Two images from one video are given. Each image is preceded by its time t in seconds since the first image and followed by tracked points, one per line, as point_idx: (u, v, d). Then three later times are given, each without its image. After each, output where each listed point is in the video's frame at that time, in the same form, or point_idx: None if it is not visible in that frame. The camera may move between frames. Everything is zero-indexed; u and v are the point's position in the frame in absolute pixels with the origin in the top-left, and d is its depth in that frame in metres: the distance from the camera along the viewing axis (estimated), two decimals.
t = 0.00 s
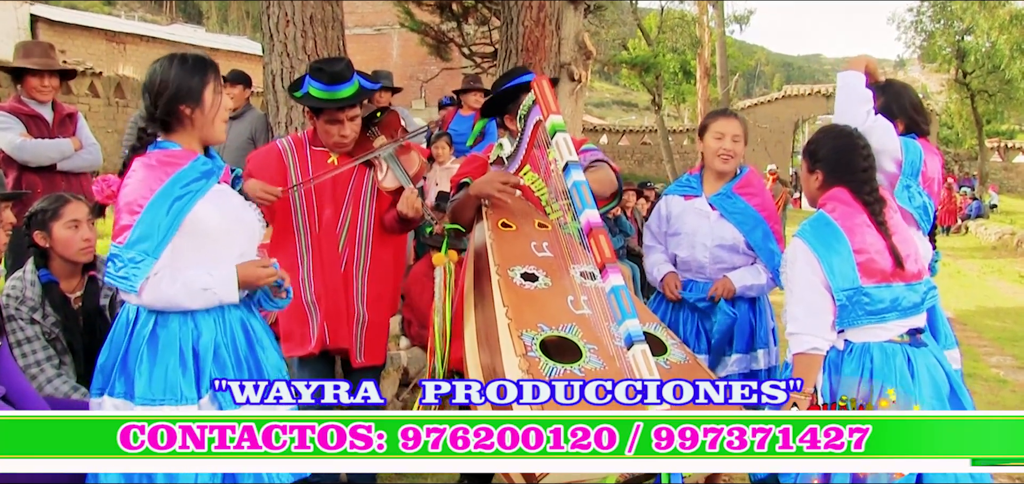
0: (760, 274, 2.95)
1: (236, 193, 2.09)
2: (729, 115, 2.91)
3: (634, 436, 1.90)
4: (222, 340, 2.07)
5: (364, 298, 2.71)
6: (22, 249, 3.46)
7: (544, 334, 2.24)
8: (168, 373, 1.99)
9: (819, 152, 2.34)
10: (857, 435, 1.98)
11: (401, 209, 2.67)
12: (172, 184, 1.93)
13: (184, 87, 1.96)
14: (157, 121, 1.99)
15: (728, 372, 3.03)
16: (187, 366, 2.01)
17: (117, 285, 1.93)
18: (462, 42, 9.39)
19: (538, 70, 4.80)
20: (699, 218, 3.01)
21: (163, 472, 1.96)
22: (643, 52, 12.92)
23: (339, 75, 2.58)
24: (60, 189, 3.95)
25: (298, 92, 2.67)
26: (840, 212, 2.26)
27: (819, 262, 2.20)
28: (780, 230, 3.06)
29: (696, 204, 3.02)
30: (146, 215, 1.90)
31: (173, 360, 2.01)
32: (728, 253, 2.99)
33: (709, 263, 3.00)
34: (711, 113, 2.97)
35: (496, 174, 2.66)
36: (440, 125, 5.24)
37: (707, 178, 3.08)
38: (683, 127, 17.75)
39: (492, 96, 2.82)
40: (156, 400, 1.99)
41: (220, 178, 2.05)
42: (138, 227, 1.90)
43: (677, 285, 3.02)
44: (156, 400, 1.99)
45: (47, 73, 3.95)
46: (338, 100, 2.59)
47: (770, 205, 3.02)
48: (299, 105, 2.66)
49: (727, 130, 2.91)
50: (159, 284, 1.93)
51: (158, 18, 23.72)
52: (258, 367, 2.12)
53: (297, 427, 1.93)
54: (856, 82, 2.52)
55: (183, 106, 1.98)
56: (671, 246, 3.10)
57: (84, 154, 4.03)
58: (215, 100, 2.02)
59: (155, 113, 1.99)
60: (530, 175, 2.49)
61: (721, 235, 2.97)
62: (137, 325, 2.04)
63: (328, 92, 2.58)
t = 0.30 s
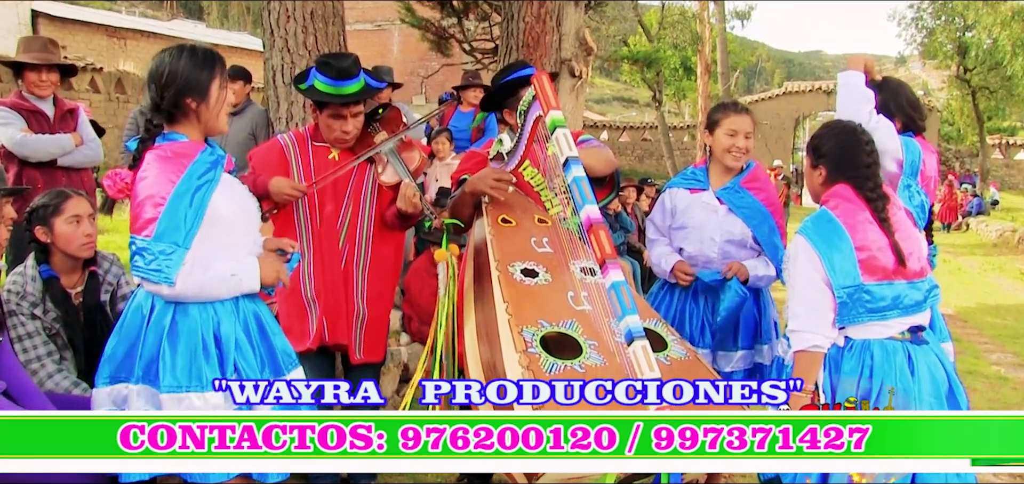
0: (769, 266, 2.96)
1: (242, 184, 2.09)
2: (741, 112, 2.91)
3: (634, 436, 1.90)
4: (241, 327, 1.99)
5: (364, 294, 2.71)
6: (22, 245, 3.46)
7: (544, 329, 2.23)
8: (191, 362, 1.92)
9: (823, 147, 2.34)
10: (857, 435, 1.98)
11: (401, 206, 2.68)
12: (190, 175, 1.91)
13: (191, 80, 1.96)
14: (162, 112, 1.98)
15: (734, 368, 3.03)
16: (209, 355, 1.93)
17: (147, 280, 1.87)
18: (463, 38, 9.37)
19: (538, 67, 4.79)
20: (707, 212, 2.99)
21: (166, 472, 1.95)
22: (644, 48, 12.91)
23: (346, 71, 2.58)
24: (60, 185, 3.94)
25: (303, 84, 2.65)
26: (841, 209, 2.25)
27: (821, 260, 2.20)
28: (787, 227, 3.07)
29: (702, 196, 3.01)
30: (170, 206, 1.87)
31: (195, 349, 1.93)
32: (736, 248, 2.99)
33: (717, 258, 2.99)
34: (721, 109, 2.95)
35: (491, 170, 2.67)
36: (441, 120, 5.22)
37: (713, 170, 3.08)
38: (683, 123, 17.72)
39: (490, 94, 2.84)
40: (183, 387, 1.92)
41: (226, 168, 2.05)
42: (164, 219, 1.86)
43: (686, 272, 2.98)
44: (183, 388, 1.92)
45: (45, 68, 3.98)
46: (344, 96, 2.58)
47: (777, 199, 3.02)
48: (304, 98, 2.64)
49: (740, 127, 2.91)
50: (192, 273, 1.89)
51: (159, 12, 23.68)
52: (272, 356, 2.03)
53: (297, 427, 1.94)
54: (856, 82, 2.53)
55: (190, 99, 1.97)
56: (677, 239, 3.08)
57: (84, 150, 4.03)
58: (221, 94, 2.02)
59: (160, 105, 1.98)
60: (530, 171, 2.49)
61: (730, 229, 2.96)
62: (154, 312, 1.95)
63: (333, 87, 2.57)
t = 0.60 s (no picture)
0: (773, 268, 2.98)
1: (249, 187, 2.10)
2: (747, 117, 2.91)
3: (634, 436, 1.92)
4: (230, 327, 2.03)
5: (364, 290, 2.71)
6: (22, 241, 3.46)
7: (544, 325, 2.25)
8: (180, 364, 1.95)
9: (824, 143, 2.34)
10: (857, 435, 1.99)
11: (401, 199, 2.69)
12: (196, 175, 1.91)
13: (190, 83, 1.96)
14: (164, 115, 1.99)
15: (744, 372, 3.03)
16: (197, 357, 1.97)
17: (148, 278, 1.87)
18: (462, 35, 9.36)
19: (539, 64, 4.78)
20: (714, 220, 2.99)
21: (163, 471, 1.96)
22: (645, 45, 12.91)
23: (356, 69, 2.58)
24: (60, 181, 3.94)
25: (310, 79, 2.66)
26: (841, 207, 2.25)
27: (821, 258, 2.20)
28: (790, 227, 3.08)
29: (709, 204, 3.00)
30: (175, 206, 1.87)
31: (184, 352, 1.96)
32: (743, 255, 3.00)
33: (724, 265, 2.99)
34: (727, 114, 2.95)
35: (495, 167, 2.68)
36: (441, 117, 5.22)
37: (718, 176, 3.07)
38: (683, 119, 17.73)
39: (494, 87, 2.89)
40: (169, 389, 1.95)
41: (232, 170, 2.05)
42: (168, 218, 1.86)
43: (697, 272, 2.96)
44: (169, 390, 1.95)
45: (45, 64, 3.94)
46: (349, 94, 2.58)
47: (782, 206, 3.05)
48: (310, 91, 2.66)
49: (746, 131, 2.91)
50: (194, 274, 1.90)
51: (159, 8, 23.66)
52: (270, 354, 2.09)
53: (297, 427, 1.94)
54: (850, 78, 2.55)
55: (190, 101, 1.97)
56: (683, 245, 3.08)
57: (85, 146, 4.03)
58: (221, 95, 2.01)
59: (162, 107, 1.99)
60: (530, 169, 2.49)
61: (737, 237, 2.97)
62: (144, 313, 1.99)
63: (340, 83, 2.57)
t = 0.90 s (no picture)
0: (771, 264, 3.02)
1: (246, 182, 2.07)
2: (757, 112, 2.91)
3: (634, 436, 1.92)
4: (229, 328, 1.98)
5: (366, 292, 2.73)
6: (20, 241, 3.46)
7: (543, 322, 2.24)
8: (173, 360, 1.90)
9: (825, 140, 2.34)
10: (857, 435, 1.99)
11: (414, 203, 2.66)
12: (181, 171, 1.88)
13: (185, 75, 1.95)
14: (158, 108, 1.99)
15: (741, 367, 3.05)
16: (192, 355, 1.91)
17: (127, 276, 1.85)
18: (462, 34, 9.35)
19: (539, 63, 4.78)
20: (718, 216, 2.98)
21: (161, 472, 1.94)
22: (645, 43, 12.91)
23: (369, 66, 2.62)
24: (59, 180, 3.94)
25: (320, 74, 2.67)
26: (841, 204, 2.25)
27: (819, 253, 2.21)
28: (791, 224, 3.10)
29: (713, 197, 2.99)
30: (156, 203, 1.84)
31: (178, 348, 1.90)
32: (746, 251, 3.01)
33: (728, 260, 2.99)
34: (736, 108, 2.95)
35: (493, 169, 2.69)
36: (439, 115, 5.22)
37: (722, 169, 3.06)
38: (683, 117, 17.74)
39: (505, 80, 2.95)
40: (160, 388, 1.89)
41: (227, 165, 2.02)
42: (148, 215, 1.83)
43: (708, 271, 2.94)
44: (161, 389, 1.89)
45: (44, 63, 3.94)
46: (359, 89, 2.60)
47: (784, 201, 3.05)
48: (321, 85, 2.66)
49: (753, 127, 2.91)
50: (172, 273, 1.86)
51: (158, 6, 23.64)
52: (264, 363, 2.03)
53: (297, 427, 1.97)
54: (843, 76, 2.56)
55: (185, 94, 1.97)
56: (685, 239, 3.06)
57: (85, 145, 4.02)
58: (216, 88, 2.01)
59: (156, 100, 1.99)
60: (530, 166, 2.48)
61: (737, 230, 2.97)
62: (141, 308, 1.94)
63: (352, 77, 2.59)
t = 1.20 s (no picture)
0: (771, 263, 2.99)
1: (246, 190, 2.06)
2: (761, 113, 2.92)
3: (634, 436, 1.92)
4: (226, 336, 1.99)
5: (363, 290, 2.72)
6: (19, 240, 3.46)
7: (542, 320, 2.24)
8: (167, 368, 1.91)
9: (825, 138, 2.34)
10: (857, 435, 1.99)
11: (417, 196, 2.64)
12: (176, 185, 1.88)
13: (185, 79, 1.95)
14: (157, 113, 1.99)
15: (742, 366, 3.05)
16: (188, 362, 1.93)
17: (123, 292, 1.87)
18: (462, 32, 9.36)
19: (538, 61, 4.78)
20: (718, 217, 2.99)
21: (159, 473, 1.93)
22: (644, 41, 12.92)
23: (370, 62, 2.63)
24: (57, 179, 3.94)
25: (321, 70, 2.69)
26: (841, 202, 2.25)
27: (819, 250, 2.21)
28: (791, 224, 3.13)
29: (714, 199, 3.00)
30: (151, 218, 1.85)
31: (171, 356, 1.91)
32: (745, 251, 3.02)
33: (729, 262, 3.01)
34: (738, 108, 2.96)
35: (492, 166, 2.69)
36: (438, 114, 5.22)
37: (723, 170, 3.07)
38: (682, 115, 17.74)
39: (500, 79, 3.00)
40: (155, 394, 1.90)
41: (226, 173, 2.01)
42: (144, 230, 1.84)
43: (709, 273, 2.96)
44: (155, 394, 1.90)
45: (43, 62, 3.94)
46: (361, 85, 2.61)
47: (785, 202, 3.05)
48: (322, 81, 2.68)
49: (757, 127, 2.91)
50: (169, 289, 1.87)
51: (157, 5, 23.62)
52: (263, 367, 2.06)
53: (297, 427, 1.97)
54: (842, 81, 2.58)
55: (185, 99, 1.97)
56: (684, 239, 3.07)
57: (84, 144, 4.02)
58: (217, 93, 2.01)
59: (155, 105, 1.98)
60: (529, 165, 2.49)
61: (735, 232, 2.99)
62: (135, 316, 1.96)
63: (353, 73, 2.61)
